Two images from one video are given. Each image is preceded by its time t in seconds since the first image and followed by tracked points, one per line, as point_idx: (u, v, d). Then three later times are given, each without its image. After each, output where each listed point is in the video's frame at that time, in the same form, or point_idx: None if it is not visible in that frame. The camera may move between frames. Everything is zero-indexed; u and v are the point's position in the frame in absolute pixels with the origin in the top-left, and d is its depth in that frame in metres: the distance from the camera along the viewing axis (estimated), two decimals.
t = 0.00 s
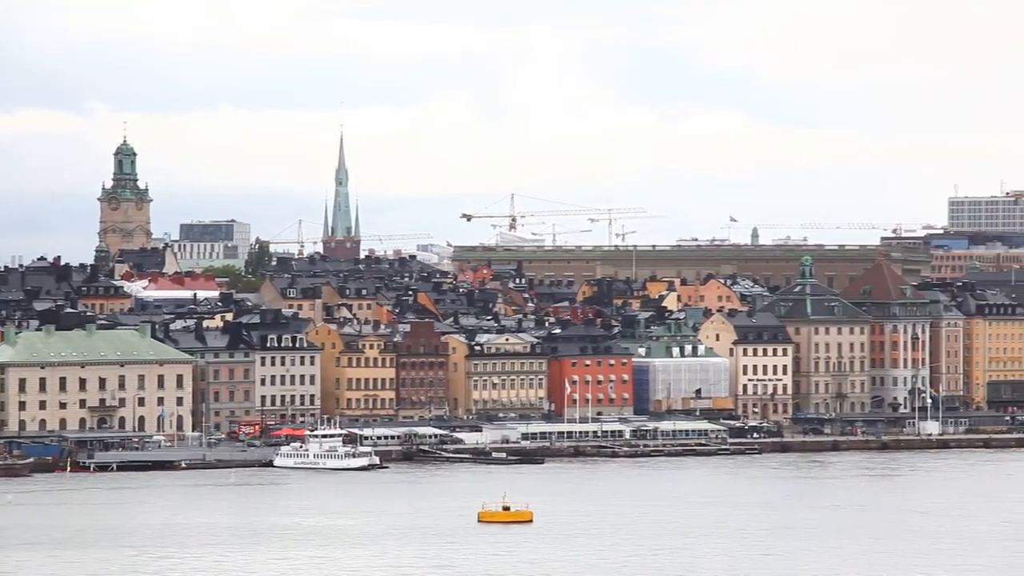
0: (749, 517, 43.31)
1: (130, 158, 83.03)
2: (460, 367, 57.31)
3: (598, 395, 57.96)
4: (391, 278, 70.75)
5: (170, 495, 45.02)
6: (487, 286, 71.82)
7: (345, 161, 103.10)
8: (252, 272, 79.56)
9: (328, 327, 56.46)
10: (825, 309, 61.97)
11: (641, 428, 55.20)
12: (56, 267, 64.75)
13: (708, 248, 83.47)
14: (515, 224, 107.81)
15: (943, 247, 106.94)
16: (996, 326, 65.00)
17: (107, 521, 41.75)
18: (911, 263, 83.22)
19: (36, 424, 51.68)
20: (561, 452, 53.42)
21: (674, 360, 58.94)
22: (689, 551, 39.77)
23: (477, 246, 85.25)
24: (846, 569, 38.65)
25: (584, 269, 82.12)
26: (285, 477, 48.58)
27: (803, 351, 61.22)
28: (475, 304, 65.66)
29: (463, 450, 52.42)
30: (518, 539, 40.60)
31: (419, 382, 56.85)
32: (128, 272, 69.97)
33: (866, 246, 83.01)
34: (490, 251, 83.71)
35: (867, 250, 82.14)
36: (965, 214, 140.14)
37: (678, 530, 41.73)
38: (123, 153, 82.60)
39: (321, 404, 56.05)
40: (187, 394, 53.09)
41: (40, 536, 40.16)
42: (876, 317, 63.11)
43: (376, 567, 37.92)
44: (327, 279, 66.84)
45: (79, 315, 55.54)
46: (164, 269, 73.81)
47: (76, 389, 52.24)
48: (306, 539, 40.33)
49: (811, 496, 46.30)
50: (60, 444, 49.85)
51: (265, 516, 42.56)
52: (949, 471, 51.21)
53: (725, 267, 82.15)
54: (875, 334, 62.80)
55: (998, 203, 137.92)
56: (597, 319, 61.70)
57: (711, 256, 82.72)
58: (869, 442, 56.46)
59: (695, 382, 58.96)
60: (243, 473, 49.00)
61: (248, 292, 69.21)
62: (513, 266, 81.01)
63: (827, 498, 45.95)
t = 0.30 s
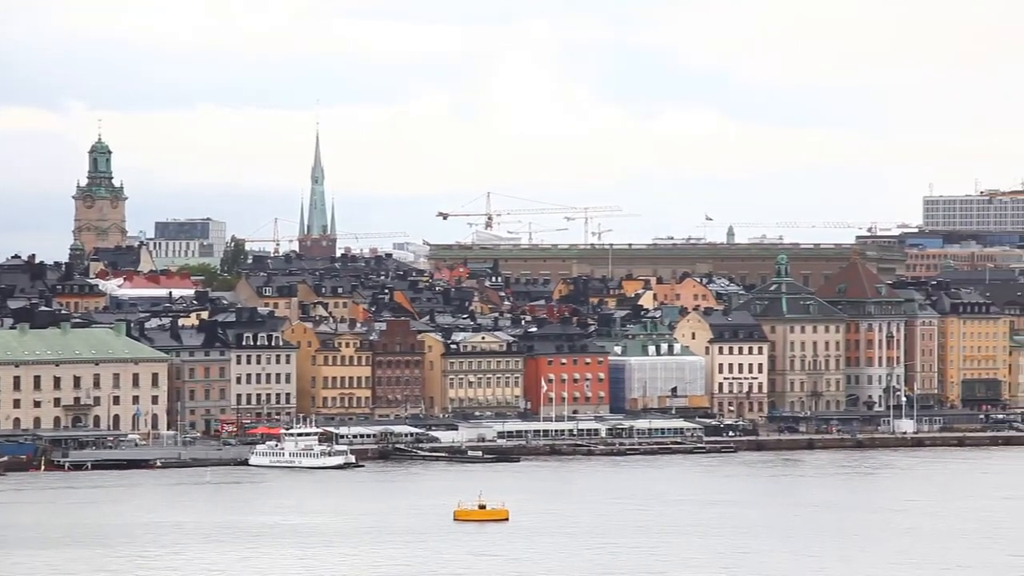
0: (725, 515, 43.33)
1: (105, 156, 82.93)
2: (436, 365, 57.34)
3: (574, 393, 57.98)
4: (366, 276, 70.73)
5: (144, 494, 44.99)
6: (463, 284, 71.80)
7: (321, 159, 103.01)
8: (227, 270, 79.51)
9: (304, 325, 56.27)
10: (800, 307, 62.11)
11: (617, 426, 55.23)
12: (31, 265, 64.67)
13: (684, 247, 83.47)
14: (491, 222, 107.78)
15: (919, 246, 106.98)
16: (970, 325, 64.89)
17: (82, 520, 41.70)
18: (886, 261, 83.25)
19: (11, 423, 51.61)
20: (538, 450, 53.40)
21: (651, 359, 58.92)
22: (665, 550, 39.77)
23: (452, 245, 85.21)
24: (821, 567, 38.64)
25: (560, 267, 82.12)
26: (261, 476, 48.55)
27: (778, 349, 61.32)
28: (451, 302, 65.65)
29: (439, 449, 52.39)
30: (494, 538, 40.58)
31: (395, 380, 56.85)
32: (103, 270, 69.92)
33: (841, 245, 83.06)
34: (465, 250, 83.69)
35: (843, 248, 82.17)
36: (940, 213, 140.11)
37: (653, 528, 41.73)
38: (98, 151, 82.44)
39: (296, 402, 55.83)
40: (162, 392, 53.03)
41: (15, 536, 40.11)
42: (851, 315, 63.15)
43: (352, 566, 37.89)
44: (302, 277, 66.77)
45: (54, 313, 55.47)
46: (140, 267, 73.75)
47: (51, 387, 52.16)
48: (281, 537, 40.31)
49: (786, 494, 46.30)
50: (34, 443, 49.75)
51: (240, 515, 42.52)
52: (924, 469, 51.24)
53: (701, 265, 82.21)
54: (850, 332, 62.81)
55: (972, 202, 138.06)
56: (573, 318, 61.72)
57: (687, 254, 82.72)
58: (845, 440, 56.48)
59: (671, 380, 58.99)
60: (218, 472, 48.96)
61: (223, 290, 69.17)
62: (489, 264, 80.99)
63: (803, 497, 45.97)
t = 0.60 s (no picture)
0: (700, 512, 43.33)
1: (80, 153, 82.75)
2: (412, 362, 57.33)
3: (550, 390, 57.88)
4: (343, 273, 70.68)
5: (119, 491, 44.93)
6: (440, 282, 71.77)
7: (297, 155, 102.90)
8: (203, 267, 79.38)
9: (279, 322, 56.21)
10: (776, 304, 62.14)
11: (593, 423, 55.24)
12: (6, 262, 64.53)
13: (659, 244, 83.50)
14: (467, 219, 107.74)
15: (894, 243, 107.06)
16: (945, 322, 65.01)
17: (57, 518, 41.63)
18: (861, 260, 83.31)
19: None
20: (514, 447, 53.38)
21: (626, 356, 58.92)
22: (640, 546, 39.76)
23: (428, 242, 85.15)
24: (797, 563, 38.65)
25: (536, 265, 82.07)
26: (237, 473, 48.50)
27: (754, 346, 61.33)
28: (428, 300, 65.60)
29: (415, 446, 52.37)
30: (470, 535, 40.56)
31: (371, 377, 56.75)
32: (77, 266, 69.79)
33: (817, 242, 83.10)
34: (442, 247, 83.64)
35: (819, 246, 82.21)
36: (915, 211, 140.19)
37: (627, 524, 41.74)
38: (73, 147, 82.23)
39: (272, 399, 55.83)
40: (137, 389, 52.95)
41: None
42: (826, 312, 63.08)
43: (327, 563, 37.86)
44: (278, 274, 66.69)
45: (29, 311, 55.35)
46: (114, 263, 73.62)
47: (25, 385, 52.04)
48: (256, 535, 40.26)
49: (761, 491, 46.31)
50: (9, 440, 49.67)
51: (216, 512, 42.48)
52: (899, 466, 51.29)
53: (678, 262, 82.25)
54: (826, 330, 62.85)
55: (947, 200, 138.24)
56: (549, 315, 61.69)
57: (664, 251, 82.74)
58: (820, 437, 56.50)
59: (647, 377, 58.98)
60: (194, 469, 48.90)
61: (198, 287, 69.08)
62: (465, 261, 80.94)
63: (778, 493, 45.98)
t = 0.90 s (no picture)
0: (676, 509, 43.31)
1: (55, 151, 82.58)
2: (387, 360, 57.29)
3: (526, 387, 57.92)
4: (318, 270, 70.59)
5: (94, 490, 44.83)
6: (416, 278, 71.73)
7: (271, 152, 102.79)
8: (177, 264, 79.25)
9: (255, 319, 56.06)
10: (750, 302, 62.10)
11: (569, 421, 55.19)
12: None
13: (634, 241, 83.50)
14: (442, 217, 107.71)
15: (869, 240, 107.09)
16: (919, 319, 64.96)
17: (33, 516, 41.55)
18: (836, 257, 83.32)
19: None
20: (490, 445, 53.33)
21: (601, 353, 58.98)
22: (615, 543, 39.70)
23: (403, 239, 85.09)
24: (773, 560, 38.62)
25: (512, 262, 82.03)
26: (213, 470, 48.44)
27: (730, 343, 61.30)
28: (403, 297, 65.54)
29: (391, 444, 52.29)
30: (446, 532, 40.51)
31: (346, 374, 56.78)
32: (52, 264, 69.65)
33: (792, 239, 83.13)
34: (417, 244, 83.57)
35: (794, 242, 82.19)
36: (889, 208, 140.26)
37: (603, 522, 41.69)
38: (47, 144, 82.03)
39: (247, 397, 55.74)
40: (112, 387, 52.82)
41: None
42: (802, 309, 62.95)
43: (304, 561, 37.79)
44: (253, 271, 66.58)
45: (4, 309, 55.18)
46: (89, 261, 73.51)
47: None
48: (232, 533, 40.18)
49: (738, 488, 46.28)
50: None
51: (191, 510, 42.42)
52: (875, 462, 51.27)
53: (653, 259, 82.27)
54: (801, 326, 62.77)
55: (921, 196, 138.43)
56: (525, 313, 61.67)
57: (639, 248, 82.75)
58: (796, 434, 56.51)
59: (623, 374, 59.00)
60: (169, 467, 48.84)
61: (172, 285, 68.99)
62: (441, 259, 80.87)
63: (752, 490, 45.98)
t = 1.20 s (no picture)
0: (651, 507, 43.29)
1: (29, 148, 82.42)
2: (363, 357, 57.18)
3: (502, 385, 57.91)
4: (294, 268, 70.53)
5: (69, 487, 44.78)
6: (392, 276, 71.70)
7: (247, 150, 102.71)
8: (152, 262, 79.12)
9: (230, 317, 55.96)
10: (726, 300, 62.13)
11: (544, 419, 55.16)
12: None
13: (610, 239, 83.49)
14: (419, 215, 107.69)
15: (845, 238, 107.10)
16: (894, 317, 65.00)
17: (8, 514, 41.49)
18: (811, 254, 83.36)
19: None
20: (465, 443, 53.30)
21: (577, 351, 58.96)
22: (591, 541, 39.68)
23: (379, 237, 85.02)
24: (749, 557, 38.61)
25: (488, 260, 82.01)
26: (188, 469, 48.38)
27: (705, 341, 61.32)
28: (379, 295, 65.49)
29: (366, 441, 52.27)
30: (421, 530, 40.49)
31: (321, 373, 56.67)
32: (27, 262, 69.53)
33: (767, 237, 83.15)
34: (393, 242, 83.52)
35: (769, 241, 82.22)
36: (865, 206, 140.23)
37: (579, 520, 41.67)
38: (21, 141, 81.85)
39: (223, 395, 55.59)
40: (86, 385, 52.70)
41: None
42: (776, 307, 62.93)
43: (280, 559, 37.74)
44: (229, 269, 66.50)
45: None
46: (63, 259, 73.40)
47: None
48: (209, 531, 40.14)
49: (713, 486, 46.27)
50: None
51: (166, 508, 42.37)
52: (851, 461, 51.30)
53: (629, 258, 82.28)
54: (776, 325, 62.73)
55: (896, 195, 138.55)
56: (501, 310, 61.64)
57: (615, 246, 82.74)
58: (770, 432, 56.50)
59: (599, 371, 58.97)
60: (144, 465, 48.78)
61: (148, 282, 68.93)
62: (416, 257, 80.85)
63: (726, 488, 45.97)
